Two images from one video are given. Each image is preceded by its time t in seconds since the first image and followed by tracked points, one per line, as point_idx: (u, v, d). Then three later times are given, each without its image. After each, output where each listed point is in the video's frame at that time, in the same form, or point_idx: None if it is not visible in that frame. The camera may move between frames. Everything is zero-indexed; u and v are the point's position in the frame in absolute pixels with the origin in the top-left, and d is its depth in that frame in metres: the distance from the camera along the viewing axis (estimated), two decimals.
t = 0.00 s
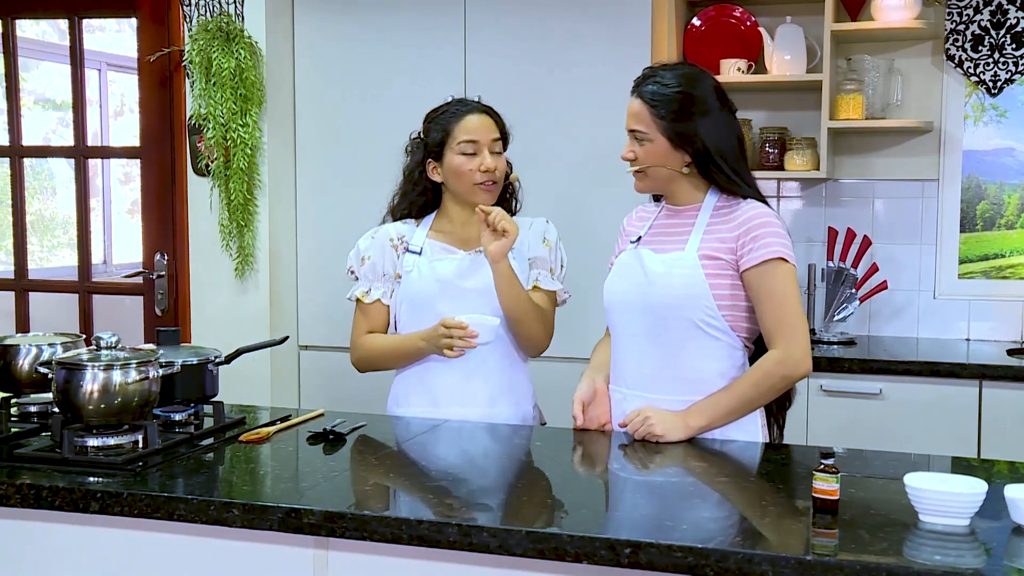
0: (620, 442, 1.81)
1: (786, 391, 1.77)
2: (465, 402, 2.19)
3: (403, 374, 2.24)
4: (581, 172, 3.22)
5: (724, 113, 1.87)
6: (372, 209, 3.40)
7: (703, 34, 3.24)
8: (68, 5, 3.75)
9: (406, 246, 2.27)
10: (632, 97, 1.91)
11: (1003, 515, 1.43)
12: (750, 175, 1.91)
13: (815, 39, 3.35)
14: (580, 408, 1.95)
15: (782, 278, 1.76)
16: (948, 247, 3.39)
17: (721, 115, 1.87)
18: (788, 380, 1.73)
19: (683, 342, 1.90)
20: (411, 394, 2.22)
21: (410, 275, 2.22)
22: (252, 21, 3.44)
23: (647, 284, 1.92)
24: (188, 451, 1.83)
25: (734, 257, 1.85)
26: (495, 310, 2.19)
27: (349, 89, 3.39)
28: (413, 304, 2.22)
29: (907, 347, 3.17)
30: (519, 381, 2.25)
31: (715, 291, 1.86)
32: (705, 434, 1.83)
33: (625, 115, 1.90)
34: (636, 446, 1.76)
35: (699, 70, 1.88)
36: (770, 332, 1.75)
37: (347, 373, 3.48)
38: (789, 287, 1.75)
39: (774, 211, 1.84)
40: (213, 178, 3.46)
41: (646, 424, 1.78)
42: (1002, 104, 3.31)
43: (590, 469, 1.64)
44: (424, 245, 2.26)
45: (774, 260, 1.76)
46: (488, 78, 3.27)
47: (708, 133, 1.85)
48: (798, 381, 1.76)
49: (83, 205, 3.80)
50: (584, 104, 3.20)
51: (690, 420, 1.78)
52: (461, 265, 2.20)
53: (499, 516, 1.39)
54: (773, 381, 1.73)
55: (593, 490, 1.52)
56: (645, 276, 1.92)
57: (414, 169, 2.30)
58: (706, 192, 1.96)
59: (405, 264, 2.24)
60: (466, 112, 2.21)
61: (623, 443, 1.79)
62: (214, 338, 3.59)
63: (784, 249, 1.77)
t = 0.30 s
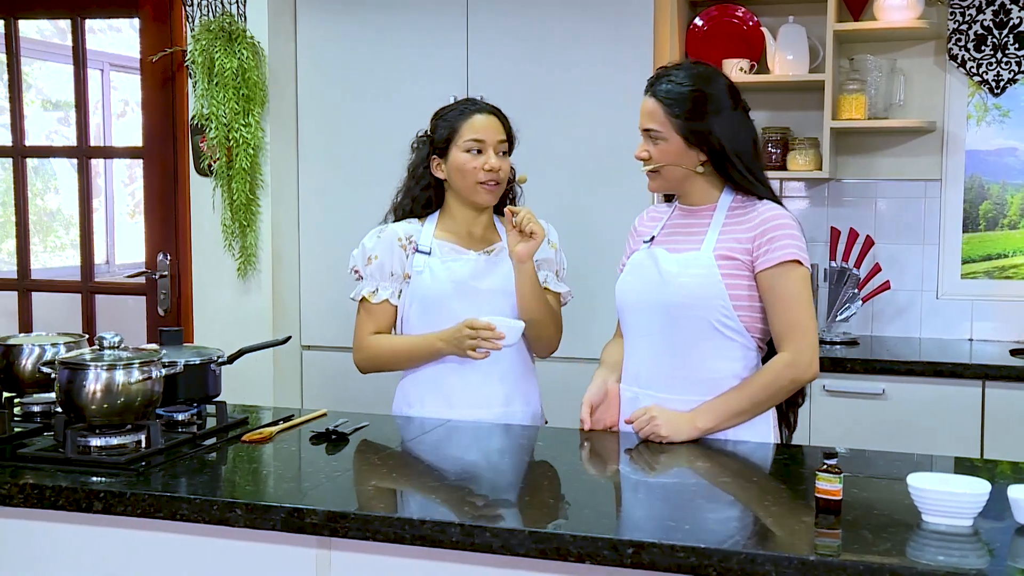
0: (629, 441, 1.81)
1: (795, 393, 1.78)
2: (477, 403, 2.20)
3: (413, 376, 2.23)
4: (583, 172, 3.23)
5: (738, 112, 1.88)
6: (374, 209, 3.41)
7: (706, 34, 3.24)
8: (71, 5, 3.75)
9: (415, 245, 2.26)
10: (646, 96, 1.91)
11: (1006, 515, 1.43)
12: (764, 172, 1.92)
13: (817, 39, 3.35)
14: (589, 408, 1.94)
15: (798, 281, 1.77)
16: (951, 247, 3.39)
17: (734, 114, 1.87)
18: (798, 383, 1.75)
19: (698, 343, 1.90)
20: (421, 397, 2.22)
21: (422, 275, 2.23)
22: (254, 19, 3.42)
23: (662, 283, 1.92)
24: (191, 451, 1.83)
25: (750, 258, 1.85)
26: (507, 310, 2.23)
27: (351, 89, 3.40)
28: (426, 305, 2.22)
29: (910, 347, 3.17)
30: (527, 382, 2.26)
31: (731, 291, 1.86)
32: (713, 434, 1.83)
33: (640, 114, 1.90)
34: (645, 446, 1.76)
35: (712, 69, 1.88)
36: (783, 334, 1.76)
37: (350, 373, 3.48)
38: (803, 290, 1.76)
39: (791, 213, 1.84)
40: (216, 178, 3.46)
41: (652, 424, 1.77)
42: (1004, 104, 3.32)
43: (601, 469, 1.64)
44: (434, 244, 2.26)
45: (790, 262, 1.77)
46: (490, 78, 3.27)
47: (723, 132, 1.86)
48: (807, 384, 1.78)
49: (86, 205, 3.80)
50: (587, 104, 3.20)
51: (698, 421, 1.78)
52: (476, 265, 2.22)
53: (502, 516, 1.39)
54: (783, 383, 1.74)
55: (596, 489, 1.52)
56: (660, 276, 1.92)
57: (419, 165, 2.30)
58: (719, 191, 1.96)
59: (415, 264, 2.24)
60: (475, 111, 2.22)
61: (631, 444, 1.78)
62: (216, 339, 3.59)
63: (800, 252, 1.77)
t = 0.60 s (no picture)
0: (635, 441, 1.80)
1: (798, 392, 1.78)
2: (484, 403, 2.20)
3: (420, 374, 2.23)
4: (586, 171, 3.22)
5: (746, 108, 1.91)
6: (378, 209, 3.41)
7: (710, 34, 3.23)
8: (75, 5, 3.76)
9: (420, 246, 2.27)
10: (657, 87, 1.94)
11: (1010, 515, 1.42)
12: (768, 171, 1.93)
13: (821, 39, 3.35)
14: (597, 409, 1.94)
15: (801, 278, 1.77)
16: (956, 247, 3.38)
17: (742, 108, 1.90)
18: (802, 382, 1.75)
19: (702, 343, 1.90)
20: (429, 396, 2.22)
21: (427, 276, 2.23)
22: (258, 18, 3.40)
23: (666, 283, 1.91)
24: (195, 451, 1.83)
25: (753, 256, 1.85)
26: (513, 310, 2.24)
27: (355, 89, 3.40)
28: (432, 305, 2.22)
29: (914, 347, 3.17)
30: (534, 381, 2.26)
31: (735, 290, 1.86)
32: (718, 434, 1.83)
33: (650, 103, 1.92)
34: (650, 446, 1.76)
35: (723, 66, 1.92)
36: (787, 332, 1.76)
37: (355, 373, 3.49)
38: (807, 288, 1.76)
39: (795, 211, 1.84)
40: (220, 179, 3.44)
41: (655, 425, 1.77)
42: (1009, 104, 3.31)
43: (608, 469, 1.64)
44: (439, 245, 2.26)
45: (794, 259, 1.77)
46: (493, 78, 3.27)
47: (731, 124, 1.88)
48: (811, 382, 1.78)
49: (90, 205, 3.81)
50: (590, 104, 3.20)
51: (703, 421, 1.78)
52: (481, 266, 2.22)
53: (507, 516, 1.39)
54: (787, 382, 1.74)
55: (600, 489, 1.52)
56: (665, 276, 1.92)
57: (425, 166, 2.30)
58: (723, 190, 1.96)
59: (420, 265, 2.24)
60: (481, 111, 2.22)
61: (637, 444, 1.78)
62: (221, 338, 3.60)
63: (804, 249, 1.77)
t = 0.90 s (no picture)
0: (644, 441, 1.80)
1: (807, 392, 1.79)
2: (490, 403, 2.19)
3: (426, 375, 2.24)
4: (594, 171, 3.22)
5: (749, 108, 1.93)
6: (385, 209, 3.41)
7: (718, 33, 3.20)
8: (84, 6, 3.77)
9: (426, 247, 2.28)
10: (661, 88, 1.95)
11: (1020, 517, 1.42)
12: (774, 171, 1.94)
13: (829, 39, 3.35)
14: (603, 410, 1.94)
15: (810, 282, 1.77)
16: (965, 247, 3.38)
17: (746, 107, 1.93)
18: (812, 383, 1.75)
19: (709, 345, 1.89)
20: (435, 397, 2.22)
21: (432, 276, 2.23)
22: (266, 20, 3.41)
23: (673, 286, 1.91)
24: (204, 451, 1.84)
25: (762, 259, 1.85)
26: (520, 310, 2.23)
27: (362, 90, 3.40)
28: (436, 305, 2.23)
29: (923, 347, 3.16)
30: (541, 381, 2.25)
31: (743, 293, 1.86)
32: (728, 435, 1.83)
33: (654, 103, 1.94)
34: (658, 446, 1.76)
35: (726, 67, 1.94)
36: (797, 335, 1.76)
37: (363, 373, 3.49)
38: (816, 291, 1.76)
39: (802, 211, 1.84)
40: (228, 179, 3.46)
41: (665, 425, 1.77)
42: (1019, 103, 3.30)
43: (614, 468, 1.64)
44: (445, 245, 2.26)
45: (803, 263, 1.77)
46: (501, 78, 3.27)
47: (736, 121, 1.90)
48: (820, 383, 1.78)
49: (99, 205, 3.82)
50: (597, 104, 3.20)
51: (713, 422, 1.78)
52: (485, 266, 2.22)
53: (515, 516, 1.39)
54: (798, 385, 1.75)
55: (608, 489, 1.52)
56: (672, 279, 1.92)
57: (437, 161, 2.32)
58: (728, 190, 1.96)
59: (426, 265, 2.24)
60: (493, 110, 2.22)
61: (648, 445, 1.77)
62: (230, 338, 3.60)
63: (813, 252, 1.78)
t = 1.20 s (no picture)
0: (657, 441, 1.80)
1: (819, 391, 1.78)
2: (499, 404, 2.19)
3: (435, 375, 2.24)
4: (604, 172, 3.22)
5: (756, 109, 1.93)
6: (396, 209, 3.42)
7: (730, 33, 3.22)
8: (97, 6, 3.78)
9: (436, 247, 2.28)
10: (668, 89, 1.96)
11: None
12: (782, 173, 1.94)
13: (841, 39, 3.34)
14: (614, 410, 1.94)
15: (820, 281, 1.76)
16: (977, 247, 3.36)
17: (752, 107, 1.93)
18: (824, 383, 1.75)
19: (720, 347, 1.89)
20: (443, 397, 2.22)
21: (441, 276, 2.23)
22: (278, 21, 3.42)
23: (683, 289, 1.90)
24: (216, 451, 1.84)
25: (771, 260, 1.84)
26: (529, 309, 2.21)
27: (373, 90, 3.41)
28: (445, 305, 2.23)
29: (935, 348, 3.15)
30: (550, 382, 2.24)
31: (753, 294, 1.86)
32: (741, 435, 1.82)
33: (660, 103, 1.95)
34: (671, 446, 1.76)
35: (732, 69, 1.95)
36: (808, 335, 1.75)
37: (374, 373, 3.49)
38: (825, 290, 1.76)
39: (810, 210, 1.84)
40: (240, 179, 3.47)
41: (681, 424, 1.77)
42: None
43: (624, 468, 1.64)
44: (455, 245, 2.26)
45: (811, 263, 1.77)
46: (511, 78, 3.27)
47: (743, 120, 1.90)
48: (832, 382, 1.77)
49: (111, 205, 3.83)
50: (608, 104, 3.19)
51: (725, 422, 1.78)
52: (492, 267, 2.21)
53: (526, 516, 1.39)
54: (810, 384, 1.74)
55: (620, 489, 1.51)
56: (682, 281, 1.91)
57: (452, 161, 2.31)
58: (736, 192, 1.96)
59: (435, 265, 2.25)
60: (513, 111, 2.23)
61: (660, 445, 1.77)
62: (242, 338, 3.61)
63: (821, 252, 1.77)
